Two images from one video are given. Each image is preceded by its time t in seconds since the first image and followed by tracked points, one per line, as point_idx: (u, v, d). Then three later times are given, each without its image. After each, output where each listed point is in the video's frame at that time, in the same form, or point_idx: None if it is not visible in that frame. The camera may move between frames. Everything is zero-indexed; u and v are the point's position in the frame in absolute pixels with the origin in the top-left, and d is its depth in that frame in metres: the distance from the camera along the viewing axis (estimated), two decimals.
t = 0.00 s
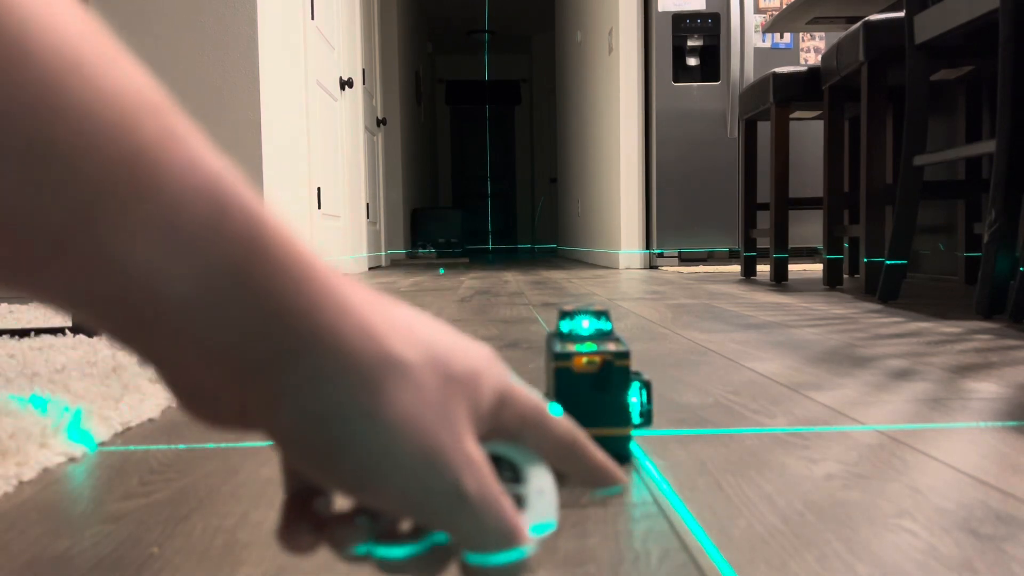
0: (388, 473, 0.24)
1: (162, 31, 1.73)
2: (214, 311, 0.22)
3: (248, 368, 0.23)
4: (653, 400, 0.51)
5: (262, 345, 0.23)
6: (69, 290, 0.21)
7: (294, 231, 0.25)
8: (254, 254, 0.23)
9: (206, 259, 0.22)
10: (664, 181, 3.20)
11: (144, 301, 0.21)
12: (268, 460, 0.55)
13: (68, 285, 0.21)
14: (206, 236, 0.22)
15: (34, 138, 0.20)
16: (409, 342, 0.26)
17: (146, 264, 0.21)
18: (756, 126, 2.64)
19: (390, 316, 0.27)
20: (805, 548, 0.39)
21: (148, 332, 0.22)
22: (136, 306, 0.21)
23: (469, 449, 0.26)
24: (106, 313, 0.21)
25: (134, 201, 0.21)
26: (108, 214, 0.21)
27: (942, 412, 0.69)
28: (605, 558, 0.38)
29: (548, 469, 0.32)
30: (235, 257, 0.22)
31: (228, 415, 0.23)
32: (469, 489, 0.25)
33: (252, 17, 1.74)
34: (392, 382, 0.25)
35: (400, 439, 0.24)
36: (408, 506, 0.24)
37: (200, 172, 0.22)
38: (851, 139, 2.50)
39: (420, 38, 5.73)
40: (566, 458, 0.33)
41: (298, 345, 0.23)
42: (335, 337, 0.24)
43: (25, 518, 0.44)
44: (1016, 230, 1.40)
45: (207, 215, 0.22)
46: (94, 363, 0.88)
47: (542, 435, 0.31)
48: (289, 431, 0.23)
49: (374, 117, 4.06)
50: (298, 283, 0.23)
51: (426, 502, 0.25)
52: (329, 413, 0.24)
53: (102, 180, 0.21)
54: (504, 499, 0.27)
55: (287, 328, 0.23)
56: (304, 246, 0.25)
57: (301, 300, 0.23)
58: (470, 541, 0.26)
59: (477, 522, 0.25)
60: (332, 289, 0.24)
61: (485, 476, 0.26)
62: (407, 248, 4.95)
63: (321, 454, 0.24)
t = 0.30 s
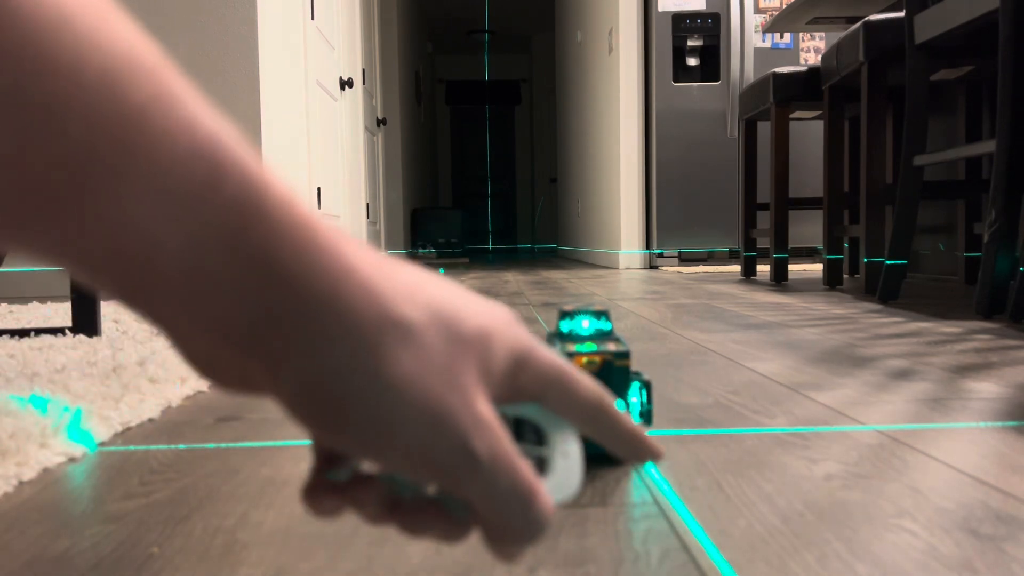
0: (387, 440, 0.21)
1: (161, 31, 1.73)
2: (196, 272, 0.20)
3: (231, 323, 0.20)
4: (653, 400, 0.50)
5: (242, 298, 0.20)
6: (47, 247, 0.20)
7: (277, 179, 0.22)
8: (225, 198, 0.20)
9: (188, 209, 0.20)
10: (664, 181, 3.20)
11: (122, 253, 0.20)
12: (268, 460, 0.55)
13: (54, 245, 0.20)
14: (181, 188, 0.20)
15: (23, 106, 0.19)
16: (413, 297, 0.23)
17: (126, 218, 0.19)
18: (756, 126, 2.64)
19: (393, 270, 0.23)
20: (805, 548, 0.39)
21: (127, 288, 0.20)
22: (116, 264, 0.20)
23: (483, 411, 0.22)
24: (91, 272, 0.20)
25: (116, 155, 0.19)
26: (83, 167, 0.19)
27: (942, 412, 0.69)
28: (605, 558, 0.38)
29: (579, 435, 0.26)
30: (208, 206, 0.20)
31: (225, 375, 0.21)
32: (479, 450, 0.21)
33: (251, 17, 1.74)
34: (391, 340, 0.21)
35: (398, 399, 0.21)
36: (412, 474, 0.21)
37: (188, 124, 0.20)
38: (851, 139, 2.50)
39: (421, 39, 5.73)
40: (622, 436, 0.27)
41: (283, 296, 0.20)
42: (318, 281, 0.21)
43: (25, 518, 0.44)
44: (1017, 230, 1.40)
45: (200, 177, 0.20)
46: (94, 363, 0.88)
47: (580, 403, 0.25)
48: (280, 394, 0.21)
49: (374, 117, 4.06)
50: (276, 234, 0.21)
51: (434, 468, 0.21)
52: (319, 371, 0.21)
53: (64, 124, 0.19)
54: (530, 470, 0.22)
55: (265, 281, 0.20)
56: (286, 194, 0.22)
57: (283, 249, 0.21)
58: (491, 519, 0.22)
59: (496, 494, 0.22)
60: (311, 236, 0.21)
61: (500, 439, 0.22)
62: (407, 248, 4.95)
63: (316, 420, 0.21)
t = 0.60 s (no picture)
0: (420, 243, 0.25)
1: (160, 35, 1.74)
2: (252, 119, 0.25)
3: (288, 159, 0.25)
4: (653, 400, 0.51)
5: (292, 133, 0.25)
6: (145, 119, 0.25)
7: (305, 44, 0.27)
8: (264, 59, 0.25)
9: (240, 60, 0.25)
10: (664, 181, 3.19)
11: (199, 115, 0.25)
12: (269, 460, 0.55)
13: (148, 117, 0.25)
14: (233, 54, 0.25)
15: (99, 6, 0.24)
16: (422, 125, 0.27)
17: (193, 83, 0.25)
18: (756, 126, 2.64)
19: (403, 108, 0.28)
20: (805, 548, 0.39)
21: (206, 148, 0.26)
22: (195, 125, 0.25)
23: (495, 214, 0.26)
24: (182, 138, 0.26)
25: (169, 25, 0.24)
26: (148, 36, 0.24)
27: (942, 412, 0.69)
28: (605, 558, 0.38)
29: (588, 232, 0.31)
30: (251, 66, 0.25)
31: (293, 216, 0.27)
32: (499, 245, 0.25)
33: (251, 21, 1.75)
34: (410, 159, 0.26)
35: (423, 207, 0.25)
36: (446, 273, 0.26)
37: None
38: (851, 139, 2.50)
39: (420, 39, 5.73)
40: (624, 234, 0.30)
41: (323, 132, 0.26)
42: (345, 117, 0.26)
43: (25, 518, 0.44)
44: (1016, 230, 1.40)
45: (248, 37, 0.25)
46: (94, 363, 0.88)
47: (579, 204, 0.30)
48: (334, 216, 0.26)
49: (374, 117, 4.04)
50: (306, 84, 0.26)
51: (463, 260, 0.25)
52: (359, 191, 0.25)
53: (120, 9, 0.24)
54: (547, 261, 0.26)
55: (306, 121, 0.26)
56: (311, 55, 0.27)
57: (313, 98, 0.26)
58: (522, 306, 0.26)
59: (523, 281, 0.25)
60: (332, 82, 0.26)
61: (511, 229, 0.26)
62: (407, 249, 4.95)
63: (367, 233, 0.26)
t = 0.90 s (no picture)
0: (356, 185, 0.29)
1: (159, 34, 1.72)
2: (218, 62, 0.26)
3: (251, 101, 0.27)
4: (653, 400, 0.51)
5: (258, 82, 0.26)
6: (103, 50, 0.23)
7: None
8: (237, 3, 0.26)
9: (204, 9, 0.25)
10: (664, 181, 3.19)
11: (172, 51, 0.25)
12: (269, 460, 0.55)
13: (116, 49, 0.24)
14: None
15: None
16: (361, 75, 0.29)
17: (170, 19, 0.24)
18: (756, 126, 2.64)
19: (340, 55, 0.30)
20: (805, 548, 0.39)
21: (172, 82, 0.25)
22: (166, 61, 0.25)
23: (419, 164, 0.30)
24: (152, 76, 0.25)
25: None
26: None
27: (942, 412, 0.69)
28: (605, 558, 0.38)
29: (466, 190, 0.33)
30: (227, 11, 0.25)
31: (239, 145, 0.28)
32: (422, 192, 0.29)
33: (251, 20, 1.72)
34: (355, 106, 0.28)
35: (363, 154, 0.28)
36: (372, 211, 0.29)
37: None
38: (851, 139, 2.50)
39: (420, 39, 5.72)
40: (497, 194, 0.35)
41: (283, 79, 0.27)
42: (298, 71, 0.27)
43: (25, 518, 0.44)
44: (1017, 231, 1.40)
45: None
46: (94, 363, 0.88)
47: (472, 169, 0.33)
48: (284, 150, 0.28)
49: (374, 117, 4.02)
50: (272, 34, 0.27)
51: (389, 205, 0.29)
52: (312, 133, 0.28)
53: None
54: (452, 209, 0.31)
55: (266, 69, 0.27)
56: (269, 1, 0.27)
57: (276, 48, 0.27)
58: (426, 246, 0.30)
59: (432, 228, 0.30)
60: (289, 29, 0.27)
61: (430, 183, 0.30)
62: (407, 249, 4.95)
63: (311, 171, 0.28)
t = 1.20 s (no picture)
0: (308, 259, 0.28)
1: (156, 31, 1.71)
2: (160, 133, 0.25)
3: (199, 171, 0.26)
4: (653, 400, 0.51)
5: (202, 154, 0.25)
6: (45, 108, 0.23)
7: (209, 55, 0.27)
8: (184, 72, 0.25)
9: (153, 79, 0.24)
10: (664, 181, 3.19)
11: (113, 116, 0.24)
12: (269, 460, 0.55)
13: (54, 118, 0.24)
14: (158, 65, 0.24)
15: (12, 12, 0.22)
16: (314, 144, 0.29)
17: (111, 91, 0.24)
18: (756, 126, 2.64)
19: (291, 123, 0.29)
20: (805, 548, 0.39)
21: (110, 149, 0.24)
22: (104, 129, 0.24)
23: (372, 233, 0.29)
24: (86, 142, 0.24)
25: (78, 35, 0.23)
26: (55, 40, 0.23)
27: (942, 412, 0.69)
28: (604, 558, 0.38)
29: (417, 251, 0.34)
30: (175, 82, 0.25)
31: (182, 212, 0.27)
32: (377, 263, 0.29)
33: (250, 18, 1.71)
34: (308, 176, 0.27)
35: (315, 225, 0.27)
36: (322, 283, 0.28)
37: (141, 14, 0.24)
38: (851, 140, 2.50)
39: (421, 40, 5.73)
40: (442, 258, 0.36)
41: (233, 149, 0.26)
42: (250, 140, 0.26)
43: (25, 518, 0.44)
44: (1017, 231, 1.40)
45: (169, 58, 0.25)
46: (94, 363, 0.88)
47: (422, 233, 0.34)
48: (229, 222, 0.26)
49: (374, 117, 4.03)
50: (223, 105, 0.26)
51: (343, 276, 0.29)
52: (259, 205, 0.26)
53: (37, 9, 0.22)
54: (404, 277, 0.31)
55: (214, 137, 0.26)
56: (218, 69, 0.27)
57: (223, 118, 0.26)
58: (379, 313, 0.30)
59: (386, 296, 0.30)
60: (236, 98, 0.27)
61: (383, 255, 0.29)
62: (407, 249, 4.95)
63: (258, 243, 0.27)
